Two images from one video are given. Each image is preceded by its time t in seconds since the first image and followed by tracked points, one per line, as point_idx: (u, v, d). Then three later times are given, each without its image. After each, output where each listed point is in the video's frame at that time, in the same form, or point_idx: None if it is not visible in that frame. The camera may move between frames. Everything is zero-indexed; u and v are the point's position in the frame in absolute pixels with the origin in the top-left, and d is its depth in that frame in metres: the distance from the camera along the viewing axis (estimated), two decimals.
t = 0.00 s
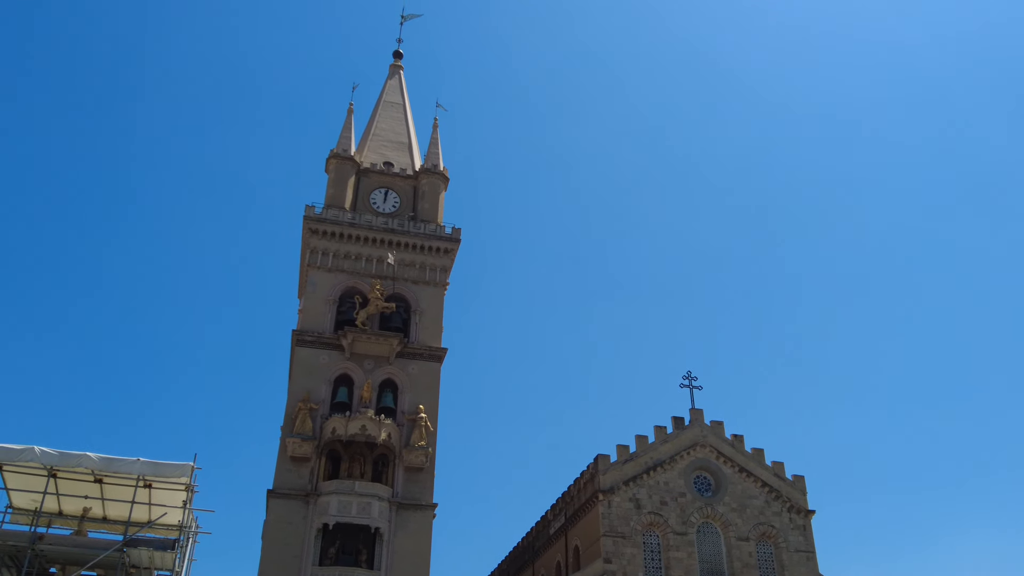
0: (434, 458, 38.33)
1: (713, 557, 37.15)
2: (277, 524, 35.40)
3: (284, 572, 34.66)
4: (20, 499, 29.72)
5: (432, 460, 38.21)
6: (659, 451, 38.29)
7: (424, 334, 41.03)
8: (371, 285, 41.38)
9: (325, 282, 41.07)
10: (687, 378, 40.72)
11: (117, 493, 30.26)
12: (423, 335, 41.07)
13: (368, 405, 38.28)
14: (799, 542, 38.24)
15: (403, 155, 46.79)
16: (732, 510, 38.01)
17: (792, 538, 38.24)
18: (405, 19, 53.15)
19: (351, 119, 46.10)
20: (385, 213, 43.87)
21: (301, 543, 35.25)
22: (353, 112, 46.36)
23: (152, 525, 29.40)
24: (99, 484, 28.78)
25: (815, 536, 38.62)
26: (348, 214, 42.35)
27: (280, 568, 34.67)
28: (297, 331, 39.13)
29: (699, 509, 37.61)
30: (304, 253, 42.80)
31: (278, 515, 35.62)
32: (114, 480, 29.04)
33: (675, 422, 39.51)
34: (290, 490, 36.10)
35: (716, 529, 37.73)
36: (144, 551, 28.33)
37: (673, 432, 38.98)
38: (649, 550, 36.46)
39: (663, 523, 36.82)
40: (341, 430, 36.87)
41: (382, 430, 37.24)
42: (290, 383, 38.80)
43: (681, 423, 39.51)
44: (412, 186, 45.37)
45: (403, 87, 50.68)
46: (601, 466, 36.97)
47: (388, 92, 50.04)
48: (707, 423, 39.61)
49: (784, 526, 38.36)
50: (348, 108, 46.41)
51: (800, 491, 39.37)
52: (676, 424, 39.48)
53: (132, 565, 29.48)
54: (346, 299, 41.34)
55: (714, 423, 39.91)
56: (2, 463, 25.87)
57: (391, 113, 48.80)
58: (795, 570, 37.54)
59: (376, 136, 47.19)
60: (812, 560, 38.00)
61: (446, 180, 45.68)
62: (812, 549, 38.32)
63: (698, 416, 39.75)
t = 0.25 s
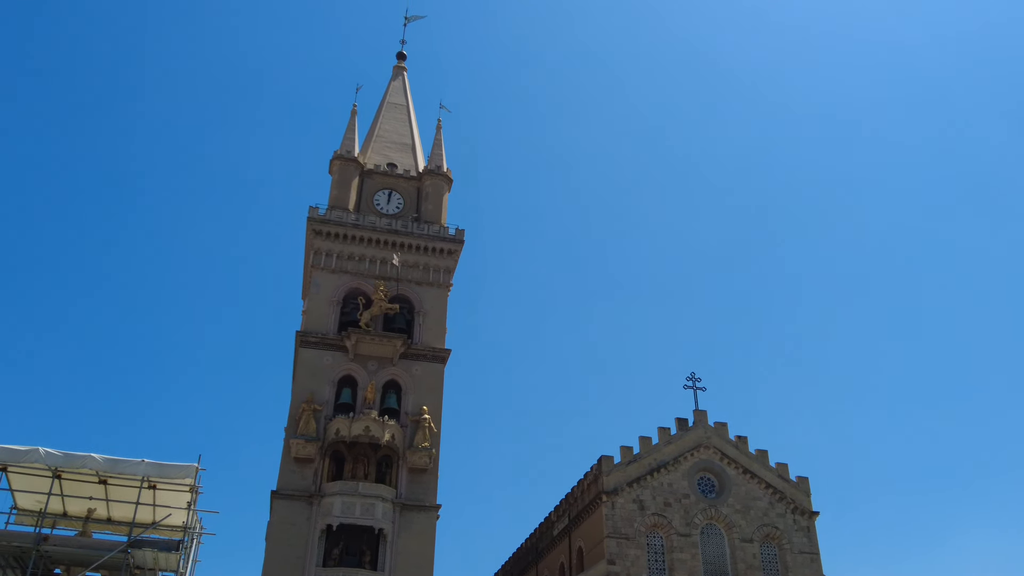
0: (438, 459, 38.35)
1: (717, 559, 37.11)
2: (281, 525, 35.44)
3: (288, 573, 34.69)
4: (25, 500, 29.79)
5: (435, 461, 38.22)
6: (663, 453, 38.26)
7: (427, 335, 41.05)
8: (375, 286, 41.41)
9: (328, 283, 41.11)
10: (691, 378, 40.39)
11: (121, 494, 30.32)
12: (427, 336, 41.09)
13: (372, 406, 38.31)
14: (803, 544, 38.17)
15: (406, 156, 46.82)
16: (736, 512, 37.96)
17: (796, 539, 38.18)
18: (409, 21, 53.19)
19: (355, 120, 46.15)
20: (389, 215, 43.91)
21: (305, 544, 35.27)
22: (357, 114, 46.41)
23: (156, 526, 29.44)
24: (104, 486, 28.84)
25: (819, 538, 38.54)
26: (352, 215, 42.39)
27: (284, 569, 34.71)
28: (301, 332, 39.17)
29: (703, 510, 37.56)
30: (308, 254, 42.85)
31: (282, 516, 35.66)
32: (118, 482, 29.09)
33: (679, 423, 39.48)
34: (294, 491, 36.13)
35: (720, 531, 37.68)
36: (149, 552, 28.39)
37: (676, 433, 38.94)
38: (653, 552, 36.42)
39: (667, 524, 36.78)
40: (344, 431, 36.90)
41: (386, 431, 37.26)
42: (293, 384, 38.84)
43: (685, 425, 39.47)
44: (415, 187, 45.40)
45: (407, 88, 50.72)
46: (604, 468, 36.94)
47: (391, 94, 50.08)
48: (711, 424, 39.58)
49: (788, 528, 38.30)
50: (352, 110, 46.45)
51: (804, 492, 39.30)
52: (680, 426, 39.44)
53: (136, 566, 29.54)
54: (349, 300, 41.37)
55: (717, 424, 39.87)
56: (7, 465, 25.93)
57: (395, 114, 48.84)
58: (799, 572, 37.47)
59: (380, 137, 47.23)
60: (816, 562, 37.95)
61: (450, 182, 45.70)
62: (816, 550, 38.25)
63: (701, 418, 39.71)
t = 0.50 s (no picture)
0: (442, 462, 38.34)
1: (722, 562, 37.03)
2: (285, 527, 35.45)
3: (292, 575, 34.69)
4: (30, 503, 29.83)
5: (439, 464, 38.22)
6: (667, 456, 38.21)
7: (431, 338, 41.06)
8: (379, 289, 41.45)
9: (333, 286, 41.15)
10: (695, 382, 39.80)
11: (126, 497, 30.36)
12: (431, 339, 41.10)
13: (376, 409, 38.32)
14: (807, 547, 38.08)
15: (410, 159, 46.86)
16: (740, 515, 37.89)
17: (800, 542, 38.09)
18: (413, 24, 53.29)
19: (359, 123, 46.21)
20: (393, 217, 43.95)
21: (309, 547, 35.28)
22: (361, 117, 46.47)
23: (161, 529, 29.46)
24: (109, 488, 28.87)
25: (823, 541, 38.44)
26: (356, 218, 42.44)
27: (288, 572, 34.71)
28: (305, 335, 39.20)
29: (707, 514, 37.49)
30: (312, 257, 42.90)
31: (286, 519, 35.66)
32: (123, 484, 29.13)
33: (683, 426, 39.43)
34: (298, 494, 36.14)
35: (724, 534, 37.60)
36: (153, 555, 28.41)
37: (681, 436, 38.89)
38: (657, 555, 36.36)
39: (671, 527, 36.72)
40: (348, 434, 36.90)
41: (390, 434, 37.26)
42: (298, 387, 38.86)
43: (689, 428, 39.41)
44: (420, 190, 45.44)
45: (411, 92, 50.78)
46: (608, 471, 36.90)
47: (396, 97, 50.15)
48: (715, 427, 39.52)
49: (793, 531, 38.21)
50: (356, 113, 46.52)
51: (809, 495, 39.21)
52: (684, 429, 39.38)
53: (140, 569, 29.56)
54: (353, 303, 41.41)
55: (722, 427, 39.79)
56: (12, 468, 25.97)
57: (399, 117, 48.89)
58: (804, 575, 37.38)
59: (384, 140, 47.29)
60: (821, 565, 37.85)
61: (454, 185, 45.73)
62: (821, 554, 38.15)
63: (706, 420, 39.65)
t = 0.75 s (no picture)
0: (444, 466, 38.31)
1: (725, 566, 36.97)
2: (288, 531, 35.44)
3: None
4: (33, 506, 29.86)
5: (442, 467, 38.19)
6: (670, 459, 38.15)
7: (434, 341, 41.06)
8: (382, 292, 41.47)
9: (336, 289, 41.18)
10: (697, 386, 40.60)
11: (129, 500, 30.37)
12: (433, 342, 41.10)
13: (379, 412, 38.31)
14: (811, 551, 37.99)
15: (413, 162, 46.91)
16: (743, 519, 37.81)
17: (804, 546, 38.00)
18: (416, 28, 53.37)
19: (362, 127, 46.28)
20: (396, 221, 43.98)
21: (311, 551, 35.26)
22: (364, 120, 46.53)
23: (164, 532, 29.46)
24: (111, 492, 28.89)
25: (827, 545, 38.35)
26: (359, 221, 42.49)
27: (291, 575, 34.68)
28: (308, 338, 39.22)
29: (710, 517, 37.42)
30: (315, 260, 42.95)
31: (289, 522, 35.65)
32: (125, 488, 29.15)
33: (686, 430, 39.37)
34: (301, 498, 36.14)
35: (727, 538, 37.52)
36: (156, 558, 28.40)
37: (684, 440, 38.84)
38: (660, 559, 36.30)
39: (674, 531, 36.66)
40: (351, 437, 36.89)
41: (392, 437, 37.25)
42: (301, 390, 38.87)
43: (692, 431, 39.36)
44: (422, 193, 45.48)
45: (414, 95, 50.84)
46: (611, 474, 36.86)
47: (399, 100, 50.21)
48: (718, 431, 39.46)
49: (796, 535, 38.12)
50: (359, 116, 46.57)
51: (812, 499, 39.13)
52: (687, 432, 39.33)
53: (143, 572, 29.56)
54: (356, 306, 41.44)
55: (725, 430, 39.73)
56: (15, 471, 26.00)
57: (402, 120, 48.95)
58: None
59: (387, 144, 47.34)
60: (824, 569, 37.76)
61: (457, 188, 45.76)
62: (825, 558, 38.06)
63: (709, 424, 39.60)
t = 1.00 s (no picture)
0: (447, 469, 38.29)
1: (727, 570, 36.89)
2: (289, 535, 35.41)
3: None
4: (36, 510, 29.88)
5: (444, 471, 38.16)
6: (672, 463, 38.10)
7: (437, 345, 41.05)
8: (384, 296, 41.48)
9: (338, 293, 41.21)
10: (701, 390, 40.40)
11: (132, 504, 30.38)
12: (436, 346, 41.09)
13: (381, 416, 38.29)
14: (814, 555, 37.90)
15: (416, 166, 46.95)
16: (746, 523, 37.74)
17: (807, 550, 37.92)
18: (418, 32, 53.45)
19: (365, 130, 46.34)
20: (398, 224, 44.01)
21: (314, 554, 35.23)
22: (366, 124, 46.60)
23: (166, 536, 29.45)
24: (114, 495, 28.90)
25: (830, 550, 38.25)
26: (361, 225, 42.53)
27: None
28: (310, 342, 39.23)
29: (713, 522, 37.35)
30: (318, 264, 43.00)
31: (291, 526, 35.63)
32: (128, 491, 29.16)
33: (689, 434, 39.32)
34: (303, 501, 36.13)
35: (730, 542, 37.44)
36: (158, 562, 28.39)
37: (686, 444, 38.79)
38: (662, 563, 36.23)
39: (676, 535, 36.60)
40: (353, 441, 36.88)
41: (395, 441, 37.22)
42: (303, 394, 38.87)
43: (695, 435, 39.31)
44: (425, 197, 45.51)
45: (416, 99, 50.89)
46: (614, 478, 36.81)
47: (401, 104, 50.28)
48: (721, 435, 39.40)
49: (799, 539, 38.04)
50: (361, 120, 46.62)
51: (815, 503, 39.05)
52: (690, 436, 39.28)
53: None
54: (358, 310, 41.45)
55: (727, 435, 39.68)
56: (18, 474, 26.01)
57: (405, 124, 49.00)
58: None
59: (389, 148, 47.39)
60: (827, 573, 37.66)
61: (459, 192, 45.78)
62: (828, 562, 37.96)
63: (712, 428, 39.54)
